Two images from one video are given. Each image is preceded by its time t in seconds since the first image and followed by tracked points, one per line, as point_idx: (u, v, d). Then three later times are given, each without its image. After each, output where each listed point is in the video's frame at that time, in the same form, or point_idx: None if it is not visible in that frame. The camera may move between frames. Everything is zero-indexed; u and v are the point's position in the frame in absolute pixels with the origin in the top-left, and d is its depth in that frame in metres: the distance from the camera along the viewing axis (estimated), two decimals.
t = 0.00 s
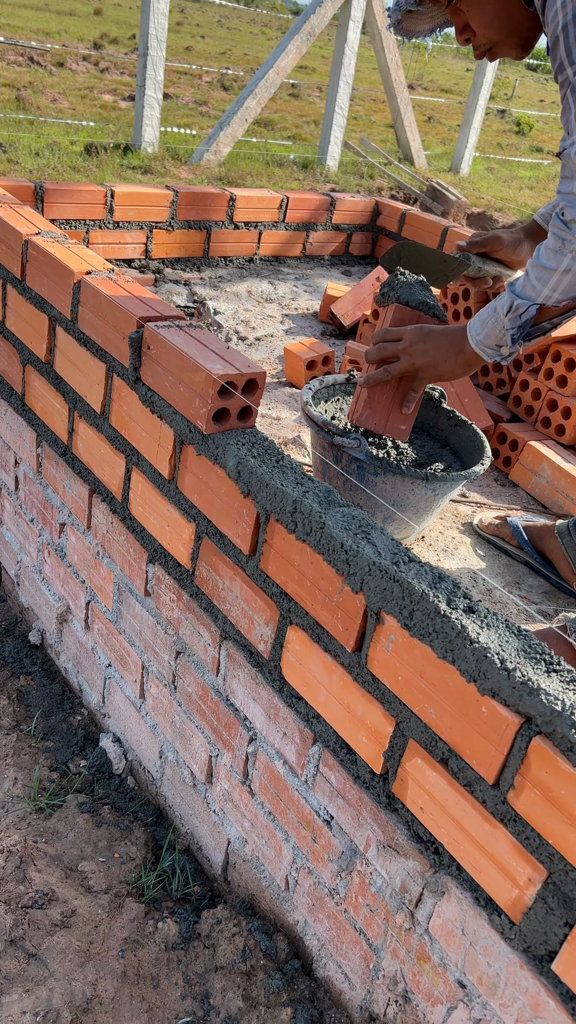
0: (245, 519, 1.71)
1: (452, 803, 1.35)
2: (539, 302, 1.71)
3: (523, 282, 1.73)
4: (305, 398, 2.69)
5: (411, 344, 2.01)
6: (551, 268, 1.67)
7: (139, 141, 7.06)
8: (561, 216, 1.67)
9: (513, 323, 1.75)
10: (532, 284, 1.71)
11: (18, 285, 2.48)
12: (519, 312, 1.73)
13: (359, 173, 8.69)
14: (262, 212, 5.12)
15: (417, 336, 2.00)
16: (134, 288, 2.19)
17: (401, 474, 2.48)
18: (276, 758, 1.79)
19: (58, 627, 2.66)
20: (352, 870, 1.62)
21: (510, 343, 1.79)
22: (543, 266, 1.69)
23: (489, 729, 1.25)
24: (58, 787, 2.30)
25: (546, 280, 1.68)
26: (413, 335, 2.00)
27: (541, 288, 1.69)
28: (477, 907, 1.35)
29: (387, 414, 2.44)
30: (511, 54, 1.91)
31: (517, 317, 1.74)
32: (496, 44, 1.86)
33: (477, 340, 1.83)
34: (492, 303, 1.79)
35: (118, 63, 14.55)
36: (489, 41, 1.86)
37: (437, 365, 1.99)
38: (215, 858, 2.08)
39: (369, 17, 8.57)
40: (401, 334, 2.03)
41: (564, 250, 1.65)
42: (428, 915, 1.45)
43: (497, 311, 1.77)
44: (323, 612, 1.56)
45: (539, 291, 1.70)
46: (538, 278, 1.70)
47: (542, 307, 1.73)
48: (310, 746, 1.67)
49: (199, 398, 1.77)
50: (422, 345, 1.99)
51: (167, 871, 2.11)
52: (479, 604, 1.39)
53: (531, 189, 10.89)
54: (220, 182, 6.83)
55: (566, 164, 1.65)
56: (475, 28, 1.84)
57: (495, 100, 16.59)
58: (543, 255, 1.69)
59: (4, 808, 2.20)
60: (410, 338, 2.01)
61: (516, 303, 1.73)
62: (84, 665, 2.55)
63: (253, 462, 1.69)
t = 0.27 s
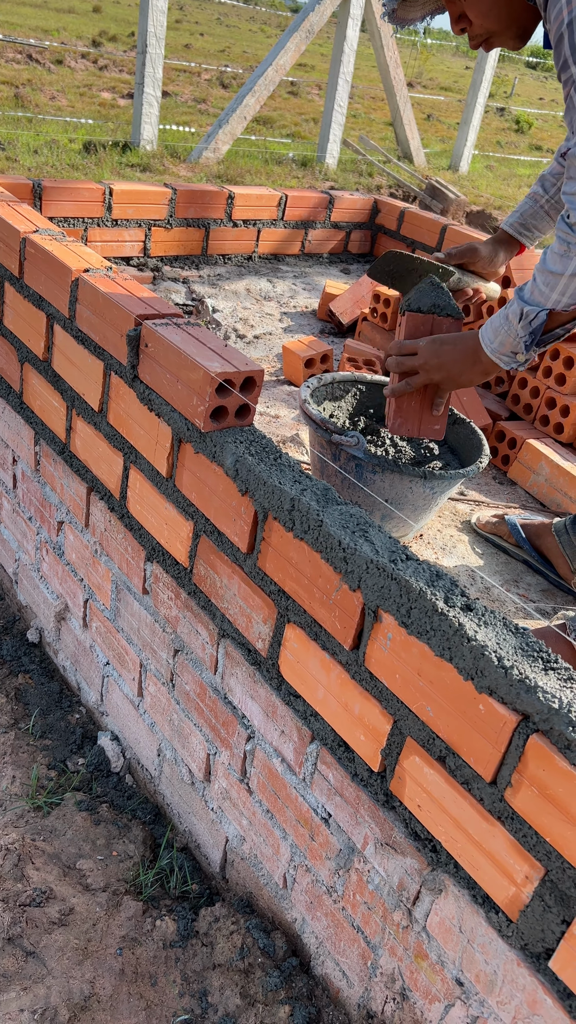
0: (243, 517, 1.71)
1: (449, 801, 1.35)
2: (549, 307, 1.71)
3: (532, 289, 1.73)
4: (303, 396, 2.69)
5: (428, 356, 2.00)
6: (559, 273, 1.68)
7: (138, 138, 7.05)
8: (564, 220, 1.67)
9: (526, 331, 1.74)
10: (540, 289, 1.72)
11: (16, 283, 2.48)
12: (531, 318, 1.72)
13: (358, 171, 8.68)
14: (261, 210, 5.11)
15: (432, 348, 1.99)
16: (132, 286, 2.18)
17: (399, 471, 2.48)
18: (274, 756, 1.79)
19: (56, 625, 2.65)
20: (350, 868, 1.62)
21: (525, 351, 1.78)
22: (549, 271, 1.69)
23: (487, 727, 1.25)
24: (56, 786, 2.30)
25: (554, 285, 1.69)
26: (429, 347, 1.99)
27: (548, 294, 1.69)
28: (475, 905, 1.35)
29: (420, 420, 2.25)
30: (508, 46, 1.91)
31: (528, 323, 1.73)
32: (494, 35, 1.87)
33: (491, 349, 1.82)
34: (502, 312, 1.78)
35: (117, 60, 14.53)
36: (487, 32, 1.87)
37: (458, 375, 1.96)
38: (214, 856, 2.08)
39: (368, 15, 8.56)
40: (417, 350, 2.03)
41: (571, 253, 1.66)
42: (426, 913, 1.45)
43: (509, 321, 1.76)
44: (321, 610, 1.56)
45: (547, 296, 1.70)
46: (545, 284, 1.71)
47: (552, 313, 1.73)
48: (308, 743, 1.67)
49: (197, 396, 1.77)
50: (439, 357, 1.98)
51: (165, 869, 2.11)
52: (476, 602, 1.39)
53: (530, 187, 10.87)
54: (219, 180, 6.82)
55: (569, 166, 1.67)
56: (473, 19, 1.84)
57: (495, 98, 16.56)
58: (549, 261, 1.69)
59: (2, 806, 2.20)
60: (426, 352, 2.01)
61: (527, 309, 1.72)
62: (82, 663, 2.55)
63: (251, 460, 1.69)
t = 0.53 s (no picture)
0: (241, 515, 1.71)
1: (447, 799, 1.35)
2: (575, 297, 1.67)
3: (552, 277, 1.67)
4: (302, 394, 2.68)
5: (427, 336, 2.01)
6: None
7: (137, 137, 7.04)
8: None
9: (549, 317, 1.71)
10: (563, 279, 1.65)
11: (14, 281, 2.48)
12: (555, 308, 1.69)
13: (357, 170, 8.67)
14: (260, 209, 5.11)
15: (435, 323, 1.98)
16: (131, 284, 2.18)
17: (398, 470, 2.48)
18: (273, 754, 1.79)
19: (55, 623, 2.65)
20: (348, 866, 1.62)
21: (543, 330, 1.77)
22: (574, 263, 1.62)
23: (485, 725, 1.25)
24: (55, 784, 2.30)
25: None
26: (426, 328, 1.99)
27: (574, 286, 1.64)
28: (473, 903, 1.35)
29: (416, 389, 2.28)
30: (510, 26, 1.91)
31: (553, 312, 1.70)
32: (497, 16, 1.87)
33: (504, 328, 1.81)
34: (520, 293, 1.73)
35: (116, 59, 14.51)
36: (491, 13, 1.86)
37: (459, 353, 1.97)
38: (212, 855, 2.08)
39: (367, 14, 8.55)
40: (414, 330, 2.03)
41: None
42: (424, 911, 1.45)
43: (528, 304, 1.73)
44: (319, 608, 1.56)
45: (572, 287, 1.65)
46: (570, 273, 1.64)
47: None
48: (306, 741, 1.67)
49: (195, 394, 1.76)
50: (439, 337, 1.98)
51: (164, 867, 2.11)
52: (474, 600, 1.39)
53: (530, 186, 10.87)
54: (218, 178, 6.81)
55: None
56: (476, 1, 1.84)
57: (494, 96, 16.55)
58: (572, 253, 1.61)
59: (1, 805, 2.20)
60: (424, 333, 2.01)
61: (550, 300, 1.68)
62: (81, 661, 2.55)
63: (249, 458, 1.69)
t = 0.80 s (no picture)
0: (238, 516, 1.71)
1: (444, 800, 1.35)
2: None
3: (573, 225, 1.69)
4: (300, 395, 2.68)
5: (415, 268, 1.82)
6: None
7: (137, 137, 7.04)
8: None
9: (556, 267, 1.73)
10: None
11: (13, 282, 2.48)
12: (568, 261, 1.71)
13: (357, 170, 8.67)
14: (259, 209, 5.11)
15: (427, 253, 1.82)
16: (129, 285, 2.18)
17: (396, 470, 2.48)
18: (270, 754, 1.79)
19: (53, 623, 2.66)
20: (346, 866, 1.62)
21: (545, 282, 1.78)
22: None
23: (481, 726, 1.25)
24: (54, 785, 2.30)
25: None
26: (415, 258, 1.81)
27: None
28: (469, 903, 1.35)
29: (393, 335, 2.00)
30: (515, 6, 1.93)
31: (563, 262, 1.72)
32: None
33: (503, 272, 1.79)
34: (531, 239, 1.74)
35: (117, 59, 14.50)
36: None
37: (448, 288, 1.82)
38: (210, 855, 2.08)
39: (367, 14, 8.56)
40: (401, 258, 1.83)
41: None
42: (421, 911, 1.45)
43: (538, 252, 1.74)
44: (316, 608, 1.56)
45: None
46: None
47: None
48: (304, 742, 1.67)
49: (193, 395, 1.76)
50: (428, 271, 1.82)
51: (162, 867, 2.11)
52: (471, 601, 1.39)
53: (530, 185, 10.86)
54: (218, 178, 6.81)
55: None
56: None
57: (495, 96, 16.53)
58: None
59: None
60: (413, 263, 1.82)
61: (564, 252, 1.70)
62: (80, 661, 2.55)
63: (246, 459, 1.69)
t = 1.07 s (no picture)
0: (239, 515, 1.71)
1: (445, 798, 1.36)
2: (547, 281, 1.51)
3: (525, 255, 1.51)
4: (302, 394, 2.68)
5: (353, 321, 1.50)
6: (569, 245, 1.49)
7: (138, 138, 7.05)
8: None
9: (508, 301, 1.50)
10: (537, 256, 1.51)
11: (15, 282, 2.48)
12: (525, 287, 1.49)
13: (358, 170, 8.67)
14: (261, 209, 5.12)
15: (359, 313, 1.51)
16: (130, 284, 2.18)
17: (397, 469, 2.48)
18: (272, 753, 1.79)
19: (55, 623, 2.66)
20: (347, 865, 1.62)
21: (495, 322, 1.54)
22: (556, 239, 1.49)
23: (482, 724, 1.25)
24: (55, 784, 2.30)
25: (561, 255, 1.50)
26: (353, 311, 1.50)
27: (553, 264, 1.50)
28: (470, 901, 1.35)
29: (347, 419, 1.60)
30: None
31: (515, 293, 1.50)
32: None
33: (447, 318, 1.53)
34: (476, 275, 1.52)
35: (118, 59, 14.52)
36: None
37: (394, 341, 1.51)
38: (212, 854, 2.08)
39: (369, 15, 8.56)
40: (335, 315, 1.50)
41: None
42: (422, 910, 1.45)
43: (485, 286, 1.51)
44: (317, 607, 1.56)
45: (550, 268, 1.51)
46: (546, 251, 1.50)
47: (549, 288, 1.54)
48: (305, 740, 1.67)
49: (194, 394, 1.77)
50: (371, 325, 1.51)
51: (163, 866, 2.11)
52: (472, 599, 1.39)
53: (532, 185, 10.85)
54: (220, 179, 6.82)
55: None
56: None
57: (496, 96, 16.51)
58: (554, 226, 1.50)
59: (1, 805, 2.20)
60: (351, 320, 1.50)
61: (520, 277, 1.49)
62: (81, 661, 2.56)
63: (247, 458, 1.69)
